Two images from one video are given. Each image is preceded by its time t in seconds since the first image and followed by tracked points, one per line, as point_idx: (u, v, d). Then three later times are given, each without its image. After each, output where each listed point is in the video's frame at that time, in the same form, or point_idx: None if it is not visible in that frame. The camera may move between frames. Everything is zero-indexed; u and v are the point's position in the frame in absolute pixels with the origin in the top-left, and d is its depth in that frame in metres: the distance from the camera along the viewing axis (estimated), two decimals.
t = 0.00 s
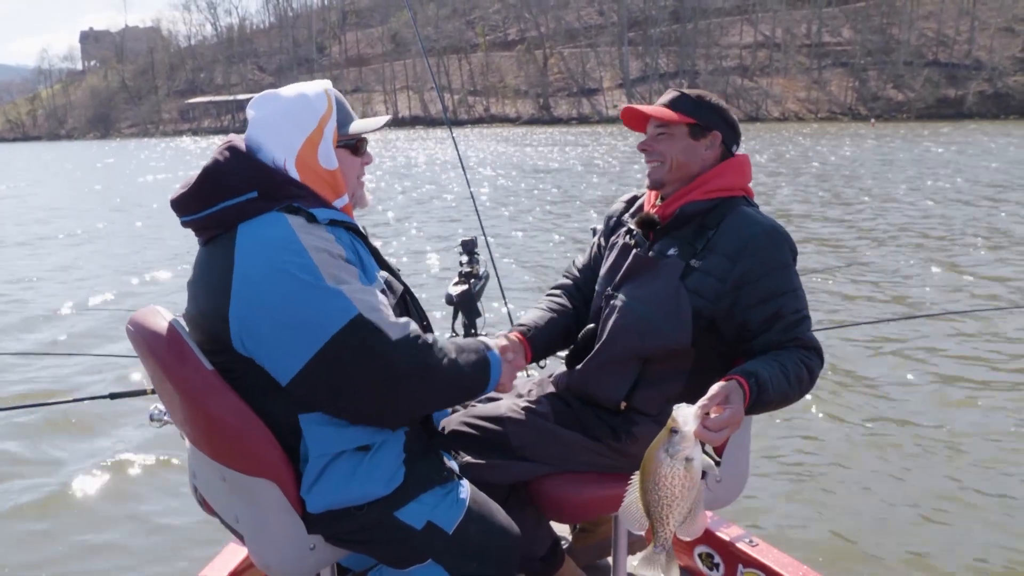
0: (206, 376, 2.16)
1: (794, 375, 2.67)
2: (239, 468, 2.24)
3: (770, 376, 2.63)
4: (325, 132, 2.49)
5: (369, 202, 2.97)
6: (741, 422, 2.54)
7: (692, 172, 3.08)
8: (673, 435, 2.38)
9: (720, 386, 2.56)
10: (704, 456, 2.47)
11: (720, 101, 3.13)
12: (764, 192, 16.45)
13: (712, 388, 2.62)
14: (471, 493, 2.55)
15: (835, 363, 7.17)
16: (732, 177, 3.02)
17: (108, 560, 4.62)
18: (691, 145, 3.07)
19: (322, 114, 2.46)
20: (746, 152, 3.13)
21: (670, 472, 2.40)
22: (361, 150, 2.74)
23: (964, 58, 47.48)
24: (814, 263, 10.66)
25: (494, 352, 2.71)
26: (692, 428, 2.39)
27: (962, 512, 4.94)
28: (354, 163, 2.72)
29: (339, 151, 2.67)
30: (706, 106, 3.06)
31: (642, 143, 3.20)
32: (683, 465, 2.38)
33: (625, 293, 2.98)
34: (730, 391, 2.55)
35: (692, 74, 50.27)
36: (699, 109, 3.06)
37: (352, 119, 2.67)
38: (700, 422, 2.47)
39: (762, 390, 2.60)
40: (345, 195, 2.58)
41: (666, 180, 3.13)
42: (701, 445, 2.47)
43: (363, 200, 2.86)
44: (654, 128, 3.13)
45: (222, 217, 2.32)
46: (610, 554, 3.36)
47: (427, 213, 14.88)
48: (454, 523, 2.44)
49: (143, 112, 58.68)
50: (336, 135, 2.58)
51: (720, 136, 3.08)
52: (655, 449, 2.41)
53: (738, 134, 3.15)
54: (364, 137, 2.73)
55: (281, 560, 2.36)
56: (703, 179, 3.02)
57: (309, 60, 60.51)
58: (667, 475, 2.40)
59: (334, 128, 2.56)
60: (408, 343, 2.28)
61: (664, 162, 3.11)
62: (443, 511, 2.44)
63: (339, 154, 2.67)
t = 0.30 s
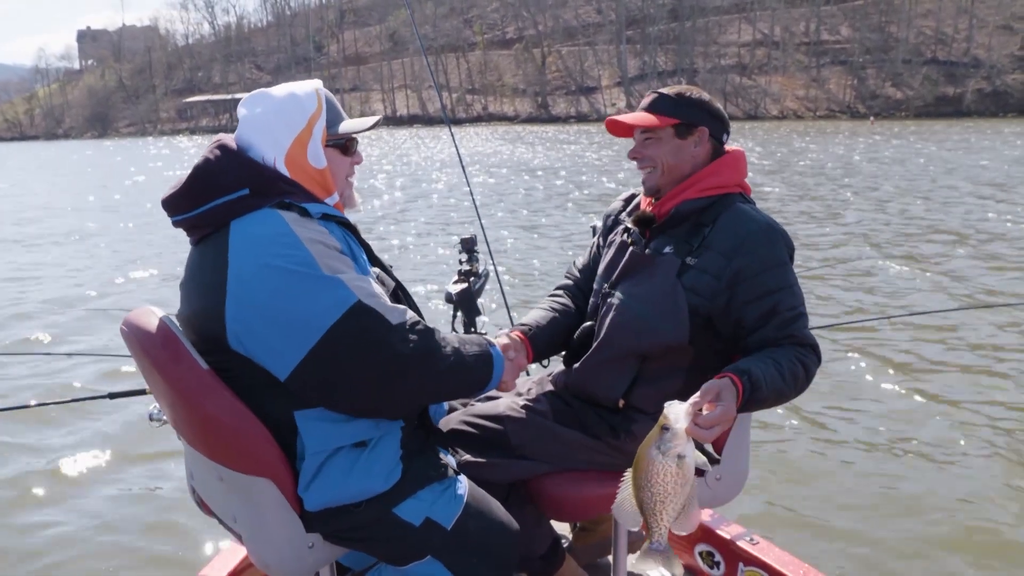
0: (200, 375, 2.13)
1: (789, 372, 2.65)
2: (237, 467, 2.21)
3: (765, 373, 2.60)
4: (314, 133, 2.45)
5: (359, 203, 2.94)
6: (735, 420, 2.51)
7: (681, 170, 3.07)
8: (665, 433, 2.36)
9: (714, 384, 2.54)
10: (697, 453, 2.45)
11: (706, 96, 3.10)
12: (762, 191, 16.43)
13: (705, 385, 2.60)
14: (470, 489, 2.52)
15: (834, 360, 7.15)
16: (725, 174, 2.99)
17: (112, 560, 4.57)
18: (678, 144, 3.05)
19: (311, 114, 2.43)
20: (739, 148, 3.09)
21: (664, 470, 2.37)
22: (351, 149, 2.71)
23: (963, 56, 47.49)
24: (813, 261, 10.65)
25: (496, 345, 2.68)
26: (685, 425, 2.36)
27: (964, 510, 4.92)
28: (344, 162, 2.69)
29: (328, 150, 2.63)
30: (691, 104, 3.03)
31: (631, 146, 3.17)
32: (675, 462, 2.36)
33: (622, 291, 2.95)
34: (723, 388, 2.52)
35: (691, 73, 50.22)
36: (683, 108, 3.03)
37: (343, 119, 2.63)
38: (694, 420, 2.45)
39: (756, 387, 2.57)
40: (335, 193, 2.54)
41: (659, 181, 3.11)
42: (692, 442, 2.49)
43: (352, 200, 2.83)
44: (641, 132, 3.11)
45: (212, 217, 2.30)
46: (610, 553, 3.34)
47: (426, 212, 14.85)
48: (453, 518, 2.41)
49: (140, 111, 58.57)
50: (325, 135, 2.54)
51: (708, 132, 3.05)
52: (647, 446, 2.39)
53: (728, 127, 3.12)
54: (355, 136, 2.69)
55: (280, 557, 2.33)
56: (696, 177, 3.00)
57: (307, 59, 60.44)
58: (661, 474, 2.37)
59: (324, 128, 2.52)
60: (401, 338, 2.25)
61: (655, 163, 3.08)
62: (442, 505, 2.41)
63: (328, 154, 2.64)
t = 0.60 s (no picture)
0: (198, 371, 2.12)
1: (790, 370, 2.64)
2: (235, 463, 2.21)
3: (766, 371, 2.59)
4: (314, 131, 2.44)
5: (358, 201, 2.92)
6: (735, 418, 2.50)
7: (682, 167, 3.05)
8: (665, 430, 2.35)
9: (715, 381, 2.53)
10: (698, 450, 2.44)
11: (708, 94, 3.08)
12: (761, 187, 16.43)
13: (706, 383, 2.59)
14: (470, 487, 2.51)
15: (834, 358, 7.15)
16: (726, 173, 2.98)
17: (115, 560, 4.58)
18: (678, 142, 3.04)
19: (311, 112, 2.42)
20: (741, 147, 3.08)
21: (664, 467, 2.37)
22: (350, 147, 2.69)
23: (961, 52, 47.49)
24: (812, 258, 10.65)
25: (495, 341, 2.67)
26: (686, 423, 2.35)
27: (963, 507, 4.92)
28: (343, 160, 2.67)
29: (327, 148, 2.62)
30: (691, 102, 3.01)
31: (632, 144, 3.16)
32: (675, 459, 2.36)
33: (623, 289, 2.94)
34: (724, 386, 2.51)
35: (689, 69, 50.20)
36: (684, 105, 3.01)
37: (343, 117, 2.62)
38: (695, 418, 2.44)
39: (757, 385, 2.56)
40: (333, 191, 2.53)
41: (659, 179, 3.09)
42: (693, 440, 2.48)
43: (351, 198, 2.82)
44: (641, 129, 3.10)
45: (211, 213, 2.28)
46: (610, 552, 3.33)
47: (424, 209, 14.84)
48: (453, 515, 2.40)
49: (138, 109, 58.50)
50: (324, 133, 2.53)
51: (709, 129, 3.04)
52: (648, 443, 2.38)
53: (729, 125, 3.10)
54: (354, 135, 2.68)
55: (279, 554, 2.32)
56: (697, 175, 2.99)
57: (304, 56, 60.37)
58: (662, 471, 2.37)
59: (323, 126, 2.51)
60: (400, 334, 2.24)
61: (655, 161, 3.07)
62: (442, 502, 2.40)
63: (327, 152, 2.63)
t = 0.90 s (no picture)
0: (200, 369, 2.12)
1: (792, 369, 2.64)
2: (236, 461, 2.21)
3: (767, 370, 2.60)
4: (319, 130, 2.44)
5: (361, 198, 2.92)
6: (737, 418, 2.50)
7: (684, 166, 3.06)
8: (669, 430, 2.35)
9: (718, 381, 2.53)
10: (700, 450, 2.45)
11: (710, 92, 3.08)
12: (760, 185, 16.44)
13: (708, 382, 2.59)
14: (471, 486, 2.51)
15: (835, 356, 7.16)
16: (728, 171, 2.98)
17: (117, 549, 4.61)
18: (682, 140, 3.04)
19: (317, 113, 2.42)
20: (743, 146, 3.09)
21: (666, 466, 2.37)
22: (354, 146, 2.70)
23: (959, 48, 47.51)
24: (811, 256, 10.66)
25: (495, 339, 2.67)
26: (688, 422, 2.36)
27: (962, 504, 4.93)
28: (347, 159, 2.68)
29: (331, 147, 2.62)
30: (694, 100, 3.02)
31: (635, 142, 3.16)
32: (679, 459, 2.36)
33: (626, 287, 2.94)
34: (726, 386, 2.52)
35: (687, 66, 50.20)
36: (687, 103, 3.02)
37: (347, 116, 2.63)
38: (698, 417, 2.44)
39: (759, 385, 2.57)
40: (336, 190, 2.53)
41: (662, 177, 3.09)
42: (695, 439, 2.48)
43: (354, 197, 2.82)
44: (645, 128, 3.10)
45: (214, 211, 2.28)
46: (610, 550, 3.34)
47: (423, 207, 14.84)
48: (453, 515, 2.40)
49: (136, 108, 58.44)
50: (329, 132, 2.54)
51: (712, 127, 3.04)
52: (651, 442, 2.38)
53: (731, 124, 3.11)
54: (358, 134, 2.68)
55: (279, 552, 2.33)
56: (700, 174, 2.99)
57: (302, 54, 60.31)
58: (664, 469, 2.37)
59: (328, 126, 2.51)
60: (401, 334, 2.24)
61: (658, 160, 3.08)
62: (442, 501, 2.40)
63: (331, 151, 2.63)
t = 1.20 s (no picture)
0: (198, 370, 2.12)
1: (791, 368, 2.65)
2: (234, 462, 2.21)
3: (766, 369, 2.60)
4: (319, 130, 2.44)
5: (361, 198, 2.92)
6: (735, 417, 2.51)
7: (682, 163, 3.06)
8: (667, 429, 2.36)
9: (716, 380, 2.54)
10: (699, 449, 2.45)
11: (706, 90, 3.08)
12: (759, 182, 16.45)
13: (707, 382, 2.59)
14: (470, 485, 2.51)
15: (834, 353, 7.16)
16: (726, 170, 2.99)
17: (121, 549, 4.64)
18: (677, 135, 3.04)
19: (317, 110, 2.42)
20: (740, 143, 3.09)
21: (665, 465, 2.38)
22: (355, 147, 2.70)
23: (957, 46, 47.53)
24: (810, 253, 10.67)
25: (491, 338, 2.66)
26: (687, 422, 2.36)
27: (959, 500, 4.95)
28: (348, 159, 2.67)
29: (332, 147, 2.62)
30: (690, 98, 3.02)
31: (632, 140, 3.16)
32: (677, 459, 2.37)
33: (624, 285, 2.94)
34: (725, 385, 2.52)
35: (685, 65, 50.22)
36: (684, 101, 3.02)
37: (347, 116, 2.63)
38: (697, 416, 2.44)
39: (758, 384, 2.57)
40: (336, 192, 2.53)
41: (659, 175, 3.09)
42: (694, 438, 2.48)
43: (354, 197, 2.82)
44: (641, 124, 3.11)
45: (213, 212, 2.28)
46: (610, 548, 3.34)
47: (423, 206, 14.85)
48: (452, 515, 2.40)
49: (134, 106, 58.39)
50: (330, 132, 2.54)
51: (708, 124, 3.03)
52: (650, 442, 2.39)
53: (728, 122, 3.11)
54: (359, 134, 2.68)
55: (277, 552, 2.33)
56: (696, 172, 3.00)
57: (300, 53, 60.26)
58: (662, 468, 2.38)
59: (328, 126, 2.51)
60: (398, 337, 2.24)
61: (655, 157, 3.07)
62: (441, 501, 2.40)
63: (332, 151, 2.63)
